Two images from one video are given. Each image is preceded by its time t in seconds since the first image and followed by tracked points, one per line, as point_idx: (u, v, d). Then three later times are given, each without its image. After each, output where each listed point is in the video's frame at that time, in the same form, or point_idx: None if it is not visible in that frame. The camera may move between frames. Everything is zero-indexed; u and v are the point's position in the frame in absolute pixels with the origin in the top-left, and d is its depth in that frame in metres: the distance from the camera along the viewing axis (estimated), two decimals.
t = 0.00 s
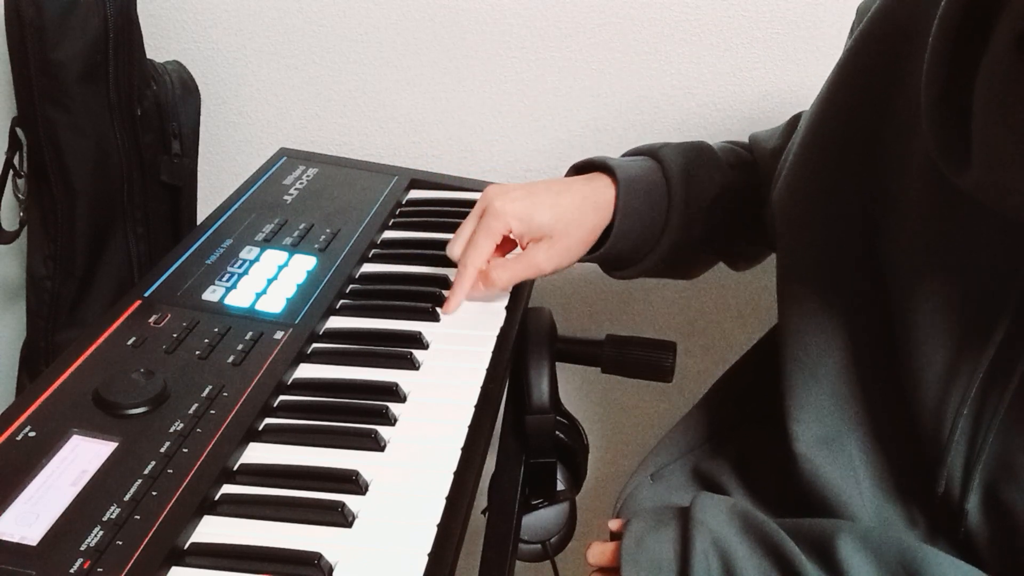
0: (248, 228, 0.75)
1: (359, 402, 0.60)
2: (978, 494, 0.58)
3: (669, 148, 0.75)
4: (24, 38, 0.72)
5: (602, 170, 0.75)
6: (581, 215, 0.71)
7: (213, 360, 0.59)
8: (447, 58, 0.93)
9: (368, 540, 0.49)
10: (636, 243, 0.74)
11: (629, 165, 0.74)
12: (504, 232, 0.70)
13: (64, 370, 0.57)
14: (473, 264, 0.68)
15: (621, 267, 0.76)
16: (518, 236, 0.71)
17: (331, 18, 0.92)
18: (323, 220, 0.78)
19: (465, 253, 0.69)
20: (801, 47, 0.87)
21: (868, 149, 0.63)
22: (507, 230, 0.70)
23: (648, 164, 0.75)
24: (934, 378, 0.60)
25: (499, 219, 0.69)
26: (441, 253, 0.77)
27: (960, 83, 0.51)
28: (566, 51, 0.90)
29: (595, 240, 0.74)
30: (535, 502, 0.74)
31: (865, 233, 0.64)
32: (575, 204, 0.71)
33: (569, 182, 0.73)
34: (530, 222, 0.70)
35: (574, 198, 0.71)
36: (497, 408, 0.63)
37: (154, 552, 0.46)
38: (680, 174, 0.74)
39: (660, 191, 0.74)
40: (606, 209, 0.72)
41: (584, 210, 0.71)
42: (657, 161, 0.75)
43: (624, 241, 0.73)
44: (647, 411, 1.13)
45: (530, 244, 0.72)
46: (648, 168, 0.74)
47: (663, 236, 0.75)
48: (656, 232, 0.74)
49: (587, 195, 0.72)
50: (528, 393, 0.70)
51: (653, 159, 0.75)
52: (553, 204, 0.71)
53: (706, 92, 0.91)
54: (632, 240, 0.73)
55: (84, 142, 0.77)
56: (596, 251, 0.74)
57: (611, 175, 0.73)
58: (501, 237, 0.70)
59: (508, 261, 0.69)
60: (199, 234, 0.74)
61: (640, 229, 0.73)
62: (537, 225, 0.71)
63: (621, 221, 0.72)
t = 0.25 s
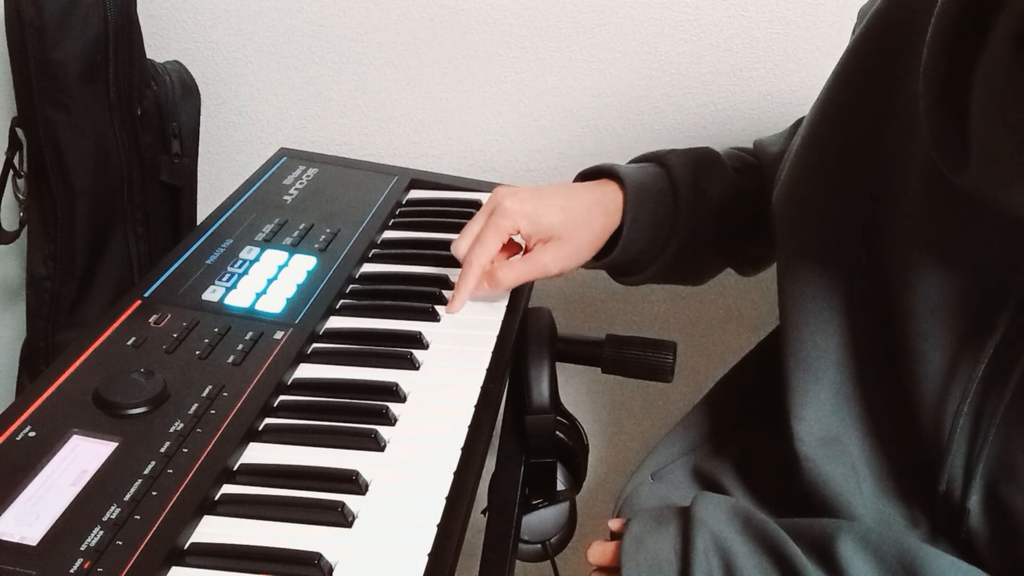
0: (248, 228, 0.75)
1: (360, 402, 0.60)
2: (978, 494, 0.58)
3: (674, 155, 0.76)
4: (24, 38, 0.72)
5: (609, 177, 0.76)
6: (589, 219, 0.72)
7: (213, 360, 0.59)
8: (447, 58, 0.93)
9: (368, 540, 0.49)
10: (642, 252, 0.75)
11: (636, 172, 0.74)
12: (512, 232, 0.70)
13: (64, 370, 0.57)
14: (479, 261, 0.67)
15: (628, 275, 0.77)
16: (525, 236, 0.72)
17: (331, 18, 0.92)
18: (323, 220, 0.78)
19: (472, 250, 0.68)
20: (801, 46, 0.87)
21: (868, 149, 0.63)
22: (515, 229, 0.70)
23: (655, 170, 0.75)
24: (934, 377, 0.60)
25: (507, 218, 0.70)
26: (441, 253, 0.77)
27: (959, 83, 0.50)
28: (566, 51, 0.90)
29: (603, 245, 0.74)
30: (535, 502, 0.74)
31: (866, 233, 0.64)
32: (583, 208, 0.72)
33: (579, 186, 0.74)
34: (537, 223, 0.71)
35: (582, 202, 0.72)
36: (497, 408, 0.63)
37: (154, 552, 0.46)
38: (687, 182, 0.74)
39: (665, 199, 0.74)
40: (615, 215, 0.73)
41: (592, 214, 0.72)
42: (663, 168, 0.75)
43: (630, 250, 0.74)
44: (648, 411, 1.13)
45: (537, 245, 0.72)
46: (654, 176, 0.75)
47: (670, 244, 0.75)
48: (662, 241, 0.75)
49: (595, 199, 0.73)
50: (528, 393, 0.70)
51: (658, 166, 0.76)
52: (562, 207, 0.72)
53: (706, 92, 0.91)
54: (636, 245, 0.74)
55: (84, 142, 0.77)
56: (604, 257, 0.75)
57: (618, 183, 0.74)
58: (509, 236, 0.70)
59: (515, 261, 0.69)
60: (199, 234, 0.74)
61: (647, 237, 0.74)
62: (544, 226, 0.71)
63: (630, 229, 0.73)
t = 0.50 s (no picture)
0: (248, 228, 0.75)
1: (360, 402, 0.60)
2: (978, 495, 0.58)
3: (681, 168, 0.77)
4: (25, 38, 0.72)
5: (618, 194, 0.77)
6: (600, 235, 0.73)
7: (213, 361, 0.59)
8: (446, 59, 0.93)
9: (368, 540, 0.49)
10: (655, 264, 0.75)
11: (644, 186, 0.76)
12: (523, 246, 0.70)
13: (64, 370, 0.57)
14: (488, 274, 0.67)
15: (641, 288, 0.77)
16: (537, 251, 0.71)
17: (331, 18, 0.92)
18: (323, 220, 0.78)
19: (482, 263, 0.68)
20: (801, 46, 0.87)
21: (868, 149, 0.64)
22: (527, 243, 0.70)
23: (663, 184, 0.77)
24: (934, 378, 0.60)
25: (519, 231, 0.69)
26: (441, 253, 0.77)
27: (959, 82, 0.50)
28: (565, 51, 0.90)
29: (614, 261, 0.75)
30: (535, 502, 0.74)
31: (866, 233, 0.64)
32: (596, 224, 0.72)
33: (591, 202, 0.74)
34: (550, 238, 0.71)
35: (595, 218, 0.73)
36: (497, 408, 0.63)
37: (154, 552, 0.46)
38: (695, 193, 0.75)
39: (675, 212, 0.75)
40: (625, 231, 0.73)
41: (603, 230, 0.73)
42: (672, 182, 0.77)
43: (643, 262, 0.74)
44: (648, 411, 1.13)
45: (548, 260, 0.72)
46: (662, 189, 0.76)
47: (683, 256, 0.76)
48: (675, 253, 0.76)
49: (607, 215, 0.73)
50: (528, 393, 0.70)
51: (667, 180, 0.77)
52: (574, 222, 0.72)
53: (706, 92, 0.91)
54: (647, 257, 0.74)
55: (84, 142, 0.77)
56: (614, 274, 0.76)
57: (628, 199, 0.75)
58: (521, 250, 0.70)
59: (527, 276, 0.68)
60: (199, 234, 0.74)
61: (659, 247, 0.75)
62: (556, 241, 0.71)
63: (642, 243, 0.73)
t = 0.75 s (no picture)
0: (248, 228, 0.75)
1: (359, 402, 0.60)
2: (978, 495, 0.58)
3: (715, 177, 0.78)
4: (25, 38, 0.72)
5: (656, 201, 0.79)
6: (640, 233, 0.75)
7: (213, 361, 0.59)
8: (446, 58, 0.93)
9: (368, 540, 0.49)
10: (695, 273, 0.76)
11: (680, 195, 0.77)
12: (563, 232, 0.74)
13: (64, 370, 0.57)
14: (524, 252, 0.71)
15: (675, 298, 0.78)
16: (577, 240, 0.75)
17: (330, 18, 0.92)
18: (323, 220, 0.78)
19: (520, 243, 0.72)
20: (801, 46, 0.87)
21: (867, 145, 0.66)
22: (566, 229, 0.74)
23: (697, 193, 0.78)
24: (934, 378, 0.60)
25: (560, 216, 0.74)
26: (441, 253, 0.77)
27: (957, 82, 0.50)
28: (565, 51, 0.90)
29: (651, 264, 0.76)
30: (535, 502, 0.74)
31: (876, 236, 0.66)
32: (635, 220, 0.75)
33: (633, 204, 0.77)
34: (589, 229, 0.74)
35: (635, 215, 0.76)
36: (497, 408, 0.63)
37: (154, 552, 0.46)
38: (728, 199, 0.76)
39: (713, 221, 0.76)
40: (666, 232, 0.75)
41: (642, 227, 0.75)
42: (707, 192, 0.78)
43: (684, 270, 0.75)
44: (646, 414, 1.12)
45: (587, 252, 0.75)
46: (697, 199, 0.77)
47: (720, 266, 0.76)
48: (713, 262, 0.76)
49: (647, 215, 0.76)
50: (527, 394, 0.70)
51: (702, 189, 0.78)
52: (615, 216, 0.75)
53: (706, 92, 0.91)
54: (692, 263, 0.75)
55: (84, 143, 0.77)
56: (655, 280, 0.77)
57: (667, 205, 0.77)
58: (560, 235, 0.74)
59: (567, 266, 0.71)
60: (200, 234, 0.74)
61: (698, 256, 0.75)
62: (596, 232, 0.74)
63: (686, 248, 0.75)
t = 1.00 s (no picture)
0: (249, 228, 0.75)
1: (360, 402, 0.60)
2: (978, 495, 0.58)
3: (704, 178, 0.80)
4: (25, 38, 0.72)
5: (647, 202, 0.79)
6: (628, 229, 0.75)
7: (213, 361, 0.59)
8: (446, 58, 0.93)
9: (368, 540, 0.49)
10: (680, 272, 0.77)
11: (670, 195, 0.78)
12: (549, 227, 0.74)
13: (64, 370, 0.57)
14: (507, 239, 0.72)
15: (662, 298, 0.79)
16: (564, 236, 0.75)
17: (330, 18, 0.92)
18: (323, 220, 0.78)
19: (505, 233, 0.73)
20: (801, 46, 0.87)
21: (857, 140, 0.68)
22: (552, 223, 0.74)
23: (688, 195, 0.79)
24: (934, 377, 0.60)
25: (547, 210, 0.74)
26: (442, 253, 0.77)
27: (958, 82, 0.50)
28: (565, 51, 0.90)
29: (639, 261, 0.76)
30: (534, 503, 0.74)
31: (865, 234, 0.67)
32: (624, 216, 0.75)
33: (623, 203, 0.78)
34: (577, 224, 0.74)
35: (625, 212, 0.76)
36: (497, 408, 0.63)
37: (154, 552, 0.46)
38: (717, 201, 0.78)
39: (701, 222, 0.77)
40: (654, 230, 0.76)
41: (631, 224, 0.75)
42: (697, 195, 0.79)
43: (668, 268, 0.76)
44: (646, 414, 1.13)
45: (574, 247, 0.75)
46: (688, 200, 0.78)
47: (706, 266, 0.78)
48: (699, 262, 0.78)
49: (637, 212, 0.76)
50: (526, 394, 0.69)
51: (693, 192, 0.80)
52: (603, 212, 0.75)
53: (705, 92, 0.91)
54: (677, 258, 0.76)
55: (84, 143, 0.76)
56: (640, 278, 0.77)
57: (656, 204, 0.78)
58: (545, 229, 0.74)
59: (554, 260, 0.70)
60: (200, 234, 0.74)
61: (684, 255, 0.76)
62: (583, 227, 0.75)
63: (670, 245, 0.75)
